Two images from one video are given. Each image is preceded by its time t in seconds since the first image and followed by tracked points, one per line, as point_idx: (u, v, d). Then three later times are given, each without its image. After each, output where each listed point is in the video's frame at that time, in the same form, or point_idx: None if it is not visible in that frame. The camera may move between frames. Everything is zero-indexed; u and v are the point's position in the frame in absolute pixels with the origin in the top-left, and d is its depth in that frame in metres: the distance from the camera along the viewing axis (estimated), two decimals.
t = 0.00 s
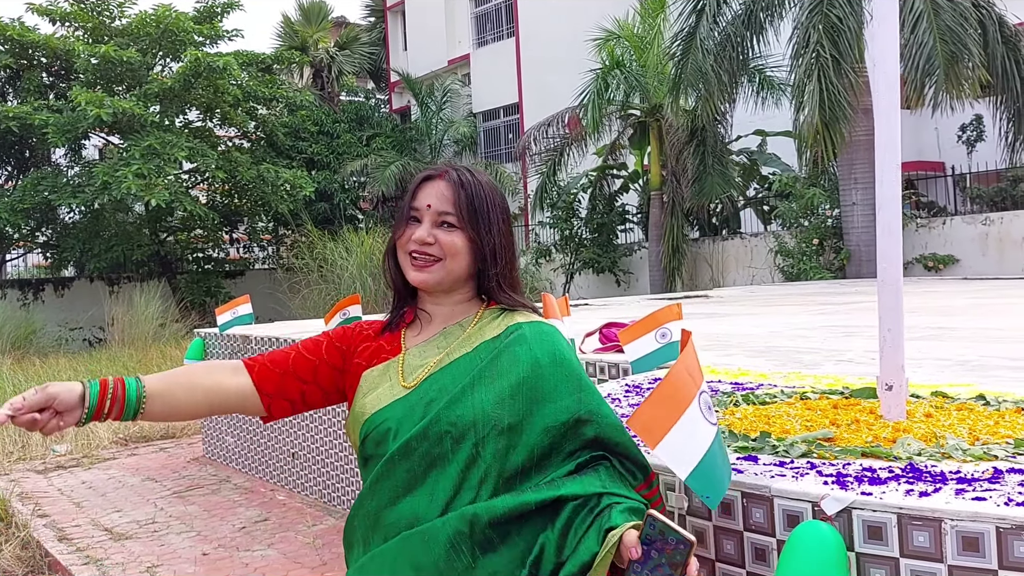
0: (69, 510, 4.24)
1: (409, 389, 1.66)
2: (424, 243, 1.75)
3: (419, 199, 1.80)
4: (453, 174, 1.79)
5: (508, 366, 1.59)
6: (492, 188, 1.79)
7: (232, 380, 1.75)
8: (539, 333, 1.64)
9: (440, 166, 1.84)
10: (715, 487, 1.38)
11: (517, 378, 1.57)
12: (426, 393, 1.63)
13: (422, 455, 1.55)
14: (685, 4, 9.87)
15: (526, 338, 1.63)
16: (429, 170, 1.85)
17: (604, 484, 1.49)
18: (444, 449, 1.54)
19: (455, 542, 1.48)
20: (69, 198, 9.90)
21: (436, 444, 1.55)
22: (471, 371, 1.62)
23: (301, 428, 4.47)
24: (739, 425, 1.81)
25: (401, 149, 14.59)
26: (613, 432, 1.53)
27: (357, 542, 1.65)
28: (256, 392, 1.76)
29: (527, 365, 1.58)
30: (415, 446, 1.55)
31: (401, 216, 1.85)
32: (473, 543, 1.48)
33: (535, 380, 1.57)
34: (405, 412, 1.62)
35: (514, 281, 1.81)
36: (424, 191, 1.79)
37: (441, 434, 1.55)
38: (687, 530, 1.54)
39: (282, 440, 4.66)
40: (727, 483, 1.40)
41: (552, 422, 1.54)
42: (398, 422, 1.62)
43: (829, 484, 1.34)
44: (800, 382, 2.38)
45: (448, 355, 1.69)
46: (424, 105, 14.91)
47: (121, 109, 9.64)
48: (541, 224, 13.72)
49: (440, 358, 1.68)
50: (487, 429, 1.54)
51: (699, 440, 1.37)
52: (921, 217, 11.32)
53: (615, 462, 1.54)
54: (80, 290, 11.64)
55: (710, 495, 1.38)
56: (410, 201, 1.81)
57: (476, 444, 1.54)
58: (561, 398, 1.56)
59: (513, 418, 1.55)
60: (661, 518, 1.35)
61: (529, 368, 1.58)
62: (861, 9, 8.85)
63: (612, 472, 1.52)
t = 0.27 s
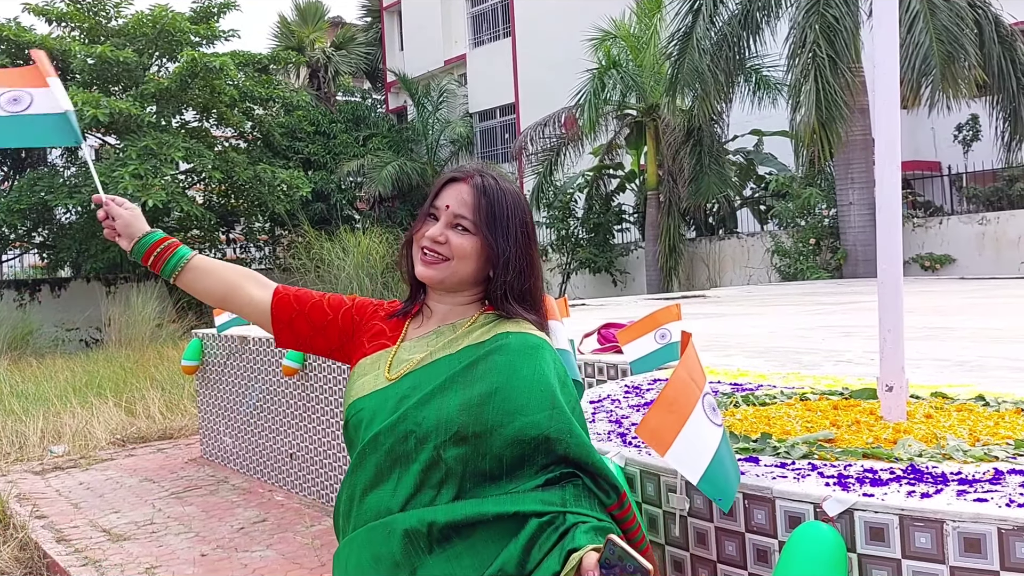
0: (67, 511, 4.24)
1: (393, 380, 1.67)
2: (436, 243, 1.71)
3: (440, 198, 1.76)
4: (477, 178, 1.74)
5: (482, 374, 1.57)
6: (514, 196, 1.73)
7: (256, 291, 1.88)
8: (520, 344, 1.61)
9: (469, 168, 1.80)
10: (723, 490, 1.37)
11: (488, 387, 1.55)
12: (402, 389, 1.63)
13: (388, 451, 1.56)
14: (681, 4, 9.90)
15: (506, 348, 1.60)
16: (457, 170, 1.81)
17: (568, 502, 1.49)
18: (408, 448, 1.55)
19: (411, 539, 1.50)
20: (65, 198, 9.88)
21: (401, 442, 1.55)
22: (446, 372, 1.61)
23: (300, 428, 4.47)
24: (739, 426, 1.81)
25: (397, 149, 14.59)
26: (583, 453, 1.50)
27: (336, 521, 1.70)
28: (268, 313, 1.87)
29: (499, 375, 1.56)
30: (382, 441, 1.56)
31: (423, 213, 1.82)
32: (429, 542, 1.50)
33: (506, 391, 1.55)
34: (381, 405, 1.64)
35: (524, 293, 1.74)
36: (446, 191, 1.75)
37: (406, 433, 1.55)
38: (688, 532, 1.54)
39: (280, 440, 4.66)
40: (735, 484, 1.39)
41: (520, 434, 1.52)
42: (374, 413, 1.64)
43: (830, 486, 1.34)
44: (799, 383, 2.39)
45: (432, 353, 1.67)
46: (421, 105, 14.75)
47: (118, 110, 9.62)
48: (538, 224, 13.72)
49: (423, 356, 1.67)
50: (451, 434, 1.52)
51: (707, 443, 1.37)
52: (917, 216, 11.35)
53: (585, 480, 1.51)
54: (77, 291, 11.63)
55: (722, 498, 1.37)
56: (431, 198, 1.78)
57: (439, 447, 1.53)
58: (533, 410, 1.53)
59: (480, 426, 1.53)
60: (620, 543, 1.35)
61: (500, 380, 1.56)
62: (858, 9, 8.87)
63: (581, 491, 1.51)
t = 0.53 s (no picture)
0: (66, 511, 4.24)
1: (391, 381, 1.66)
2: (445, 251, 1.70)
3: (453, 206, 1.74)
4: (489, 188, 1.72)
5: (474, 383, 1.56)
6: (526, 209, 1.70)
7: (270, 294, 1.87)
8: (518, 357, 1.58)
9: (484, 177, 1.77)
10: (723, 494, 1.38)
11: (479, 397, 1.54)
12: (398, 391, 1.62)
13: (379, 449, 1.56)
14: (680, 4, 9.91)
15: (501, 359, 1.58)
16: (473, 179, 1.78)
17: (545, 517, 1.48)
18: (399, 448, 1.55)
19: (391, 537, 1.51)
20: (64, 198, 9.84)
21: (392, 442, 1.55)
22: (441, 378, 1.60)
23: (298, 428, 4.47)
24: (739, 427, 1.82)
25: (395, 149, 14.60)
26: (567, 471, 1.47)
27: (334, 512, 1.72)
28: (284, 315, 1.86)
29: (490, 386, 1.54)
30: (374, 440, 1.57)
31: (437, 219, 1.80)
32: (409, 542, 1.51)
33: (497, 403, 1.53)
34: (377, 403, 1.64)
35: (533, 305, 1.70)
36: (458, 201, 1.73)
37: (397, 434, 1.55)
38: (689, 532, 1.54)
39: (279, 440, 4.66)
40: (735, 487, 1.40)
41: (506, 446, 1.50)
42: (369, 410, 1.64)
43: (831, 486, 1.35)
44: (799, 383, 2.39)
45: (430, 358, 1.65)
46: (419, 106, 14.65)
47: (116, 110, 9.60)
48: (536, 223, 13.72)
49: (423, 360, 1.65)
50: (440, 440, 1.52)
51: (707, 444, 1.38)
52: (915, 216, 11.37)
53: (565, 498, 1.50)
54: (74, 291, 11.61)
55: (720, 501, 1.38)
56: (444, 205, 1.76)
57: (427, 450, 1.52)
58: (522, 424, 1.50)
59: (469, 434, 1.52)
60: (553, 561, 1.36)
61: (493, 391, 1.54)
62: (856, 9, 8.88)
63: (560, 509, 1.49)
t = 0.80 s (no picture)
0: (68, 507, 4.24)
1: (405, 381, 1.65)
2: (466, 260, 1.70)
3: (471, 217, 1.74)
4: (510, 199, 1.73)
5: (488, 389, 1.56)
6: (546, 220, 1.71)
7: (290, 387, 1.74)
8: (531, 368, 1.59)
9: (503, 189, 1.78)
10: (723, 492, 1.39)
11: (492, 404, 1.54)
12: (410, 393, 1.61)
13: (391, 447, 1.56)
14: (680, 3, 9.92)
15: (515, 368, 1.58)
16: (491, 190, 1.79)
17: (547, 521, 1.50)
18: (410, 448, 1.54)
19: (394, 534, 1.51)
20: (64, 195, 9.84)
21: (404, 442, 1.55)
22: (455, 382, 1.60)
23: (299, 426, 4.48)
24: (743, 424, 1.82)
25: (395, 147, 14.61)
26: (575, 481, 1.50)
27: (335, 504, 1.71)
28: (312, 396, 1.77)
29: (504, 393, 1.55)
30: (386, 437, 1.56)
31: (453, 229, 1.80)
32: (412, 539, 1.51)
33: (510, 410, 1.53)
34: (390, 402, 1.63)
35: (550, 315, 1.72)
36: (478, 210, 1.73)
37: (409, 434, 1.54)
38: (692, 529, 1.55)
39: (280, 438, 4.66)
40: (738, 485, 1.40)
41: (515, 453, 1.51)
42: (382, 408, 1.63)
43: (835, 484, 1.35)
44: (801, 382, 2.40)
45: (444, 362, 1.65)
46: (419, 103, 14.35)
47: (117, 107, 9.59)
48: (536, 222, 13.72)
49: (437, 363, 1.65)
50: (452, 442, 1.52)
51: (708, 440, 1.38)
52: (915, 215, 11.39)
53: (564, 509, 1.53)
54: (74, 288, 11.61)
55: (719, 499, 1.39)
56: (463, 215, 1.76)
57: (439, 452, 1.52)
58: (534, 432, 1.52)
59: (481, 438, 1.52)
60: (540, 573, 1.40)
61: (506, 398, 1.55)
62: (856, 8, 8.88)
63: (559, 518, 1.52)
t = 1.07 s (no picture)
0: (69, 504, 4.24)
1: (412, 381, 1.64)
2: (461, 256, 1.71)
3: (461, 212, 1.75)
4: (499, 194, 1.75)
5: (502, 379, 1.60)
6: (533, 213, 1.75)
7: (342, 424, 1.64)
8: (536, 353, 1.64)
9: (485, 182, 1.79)
10: (733, 490, 1.39)
11: (509, 393, 1.58)
12: (424, 392, 1.61)
13: (412, 448, 1.56)
14: (682, 3, 9.92)
15: (522, 355, 1.63)
16: (473, 184, 1.79)
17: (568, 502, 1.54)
18: (432, 446, 1.56)
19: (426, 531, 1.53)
20: (66, 192, 9.83)
21: (425, 441, 1.56)
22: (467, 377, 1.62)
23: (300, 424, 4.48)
24: (745, 424, 1.82)
25: (396, 146, 14.61)
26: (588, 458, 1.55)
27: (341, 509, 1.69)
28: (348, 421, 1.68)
29: (518, 381, 1.59)
30: (406, 439, 1.56)
31: (437, 224, 1.79)
32: (443, 534, 1.53)
33: (526, 397, 1.58)
34: (403, 405, 1.61)
35: (540, 304, 1.77)
36: (467, 205, 1.74)
37: (431, 432, 1.56)
38: (696, 529, 1.55)
39: (281, 436, 4.66)
40: (744, 484, 1.41)
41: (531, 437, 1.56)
42: (395, 413, 1.61)
43: (838, 483, 1.35)
44: (803, 382, 2.40)
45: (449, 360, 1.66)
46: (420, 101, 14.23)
47: (118, 105, 9.59)
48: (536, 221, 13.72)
49: (443, 361, 1.66)
50: (476, 435, 1.55)
51: (718, 441, 1.38)
52: (917, 216, 11.39)
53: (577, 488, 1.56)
54: (75, 286, 11.61)
55: (730, 497, 1.40)
56: (450, 211, 1.76)
57: (463, 447, 1.55)
58: (547, 416, 1.57)
59: (501, 426, 1.56)
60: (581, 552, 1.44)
61: (520, 386, 1.59)
62: (859, 8, 8.87)
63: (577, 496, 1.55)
